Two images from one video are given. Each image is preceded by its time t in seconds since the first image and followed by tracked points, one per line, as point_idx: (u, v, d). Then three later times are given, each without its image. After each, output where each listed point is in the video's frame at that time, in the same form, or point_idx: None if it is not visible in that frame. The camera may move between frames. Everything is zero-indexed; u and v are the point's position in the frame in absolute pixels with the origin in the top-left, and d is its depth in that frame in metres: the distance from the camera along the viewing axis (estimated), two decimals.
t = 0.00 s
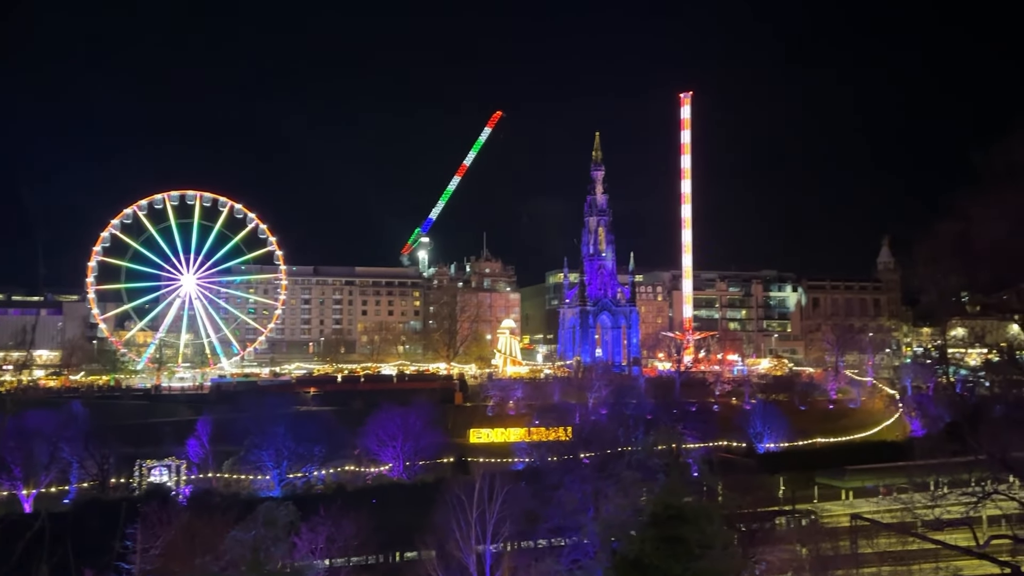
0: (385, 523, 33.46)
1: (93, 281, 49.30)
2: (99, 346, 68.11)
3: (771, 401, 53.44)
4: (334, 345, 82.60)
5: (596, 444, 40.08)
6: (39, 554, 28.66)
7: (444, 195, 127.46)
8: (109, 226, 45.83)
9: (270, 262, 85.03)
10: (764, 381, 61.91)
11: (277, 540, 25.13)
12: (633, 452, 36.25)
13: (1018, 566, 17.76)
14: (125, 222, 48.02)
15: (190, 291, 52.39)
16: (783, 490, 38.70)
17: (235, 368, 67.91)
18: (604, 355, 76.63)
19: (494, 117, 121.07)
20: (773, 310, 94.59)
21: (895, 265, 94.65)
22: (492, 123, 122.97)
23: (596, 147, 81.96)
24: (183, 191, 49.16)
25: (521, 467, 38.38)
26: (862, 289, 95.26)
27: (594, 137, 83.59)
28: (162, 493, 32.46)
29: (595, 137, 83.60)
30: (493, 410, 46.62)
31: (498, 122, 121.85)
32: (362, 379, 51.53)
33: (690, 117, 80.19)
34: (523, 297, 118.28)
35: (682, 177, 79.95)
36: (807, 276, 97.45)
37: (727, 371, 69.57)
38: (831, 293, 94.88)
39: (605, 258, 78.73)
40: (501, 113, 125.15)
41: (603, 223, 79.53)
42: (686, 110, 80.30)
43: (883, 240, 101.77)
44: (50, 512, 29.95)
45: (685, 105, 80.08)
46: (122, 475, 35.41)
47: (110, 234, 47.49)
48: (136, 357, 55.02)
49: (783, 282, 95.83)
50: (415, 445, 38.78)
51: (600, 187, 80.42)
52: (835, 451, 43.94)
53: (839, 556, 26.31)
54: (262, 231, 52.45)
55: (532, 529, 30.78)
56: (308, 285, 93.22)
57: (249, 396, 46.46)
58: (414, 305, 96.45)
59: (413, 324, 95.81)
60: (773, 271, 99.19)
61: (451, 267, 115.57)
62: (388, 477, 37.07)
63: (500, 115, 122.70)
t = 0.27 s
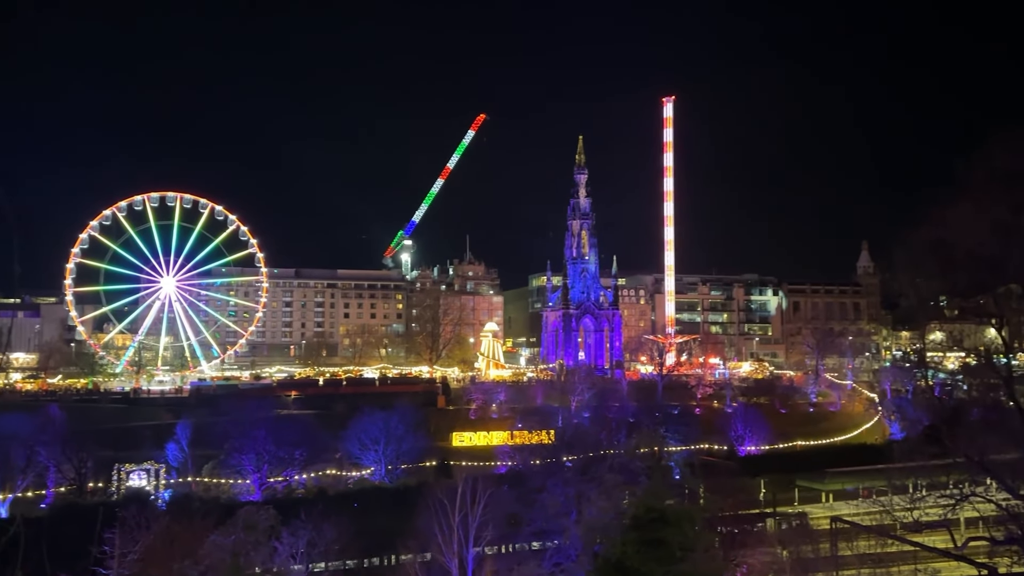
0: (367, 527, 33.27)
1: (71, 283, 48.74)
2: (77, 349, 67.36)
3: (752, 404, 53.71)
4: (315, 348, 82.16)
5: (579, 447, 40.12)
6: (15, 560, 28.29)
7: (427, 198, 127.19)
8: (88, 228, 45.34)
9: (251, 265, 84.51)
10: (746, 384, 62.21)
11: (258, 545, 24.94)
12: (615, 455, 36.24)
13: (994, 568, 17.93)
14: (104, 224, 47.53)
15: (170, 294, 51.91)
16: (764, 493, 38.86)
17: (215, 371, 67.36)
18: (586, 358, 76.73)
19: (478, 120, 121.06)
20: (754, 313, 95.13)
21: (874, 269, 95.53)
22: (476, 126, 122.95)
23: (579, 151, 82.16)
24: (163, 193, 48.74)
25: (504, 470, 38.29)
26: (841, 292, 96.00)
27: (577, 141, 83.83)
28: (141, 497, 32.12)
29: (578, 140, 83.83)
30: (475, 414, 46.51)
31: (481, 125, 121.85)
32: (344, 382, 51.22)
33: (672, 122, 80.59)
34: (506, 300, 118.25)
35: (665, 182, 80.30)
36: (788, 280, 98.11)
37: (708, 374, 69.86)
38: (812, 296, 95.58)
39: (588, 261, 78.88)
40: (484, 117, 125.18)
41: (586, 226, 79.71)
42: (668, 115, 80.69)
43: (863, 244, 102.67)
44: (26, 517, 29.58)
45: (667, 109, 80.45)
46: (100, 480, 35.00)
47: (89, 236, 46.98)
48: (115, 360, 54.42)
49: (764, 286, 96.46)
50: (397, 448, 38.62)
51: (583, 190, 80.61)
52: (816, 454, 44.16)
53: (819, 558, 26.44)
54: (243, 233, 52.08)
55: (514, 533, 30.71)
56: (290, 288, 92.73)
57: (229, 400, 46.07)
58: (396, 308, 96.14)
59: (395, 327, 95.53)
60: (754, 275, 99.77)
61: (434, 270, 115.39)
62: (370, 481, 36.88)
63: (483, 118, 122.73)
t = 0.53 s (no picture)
0: (350, 529, 33.12)
1: (50, 285, 48.19)
2: (57, 351, 66.66)
3: (736, 405, 53.95)
4: (298, 350, 81.73)
5: (564, 448, 40.12)
6: None
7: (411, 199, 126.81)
8: (67, 229, 44.87)
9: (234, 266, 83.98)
10: (728, 385, 62.48)
11: (240, 548, 24.79)
12: (599, 456, 36.27)
13: (974, 567, 18.07)
14: (84, 225, 47.05)
15: (151, 295, 51.43)
16: (747, 493, 39.03)
17: (197, 374, 66.84)
18: (571, 359, 76.82)
19: (462, 121, 120.89)
20: (737, 314, 95.62)
21: (856, 270, 96.27)
22: (460, 127, 122.74)
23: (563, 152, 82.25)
24: (144, 194, 48.29)
25: (489, 471, 38.25)
26: (823, 293, 96.69)
27: (561, 142, 83.94)
28: (121, 501, 31.83)
29: (562, 142, 83.94)
30: (460, 415, 46.37)
31: (466, 126, 121.77)
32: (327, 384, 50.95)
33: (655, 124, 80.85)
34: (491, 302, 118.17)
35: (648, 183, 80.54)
36: (770, 281, 98.69)
37: (692, 375, 70.10)
38: (794, 298, 96.16)
39: (572, 262, 79.02)
40: (468, 118, 125.07)
41: (570, 227, 79.81)
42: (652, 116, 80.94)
43: (844, 246, 103.47)
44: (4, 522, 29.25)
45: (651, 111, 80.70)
46: (80, 483, 34.65)
47: (69, 237, 46.49)
48: (95, 362, 53.88)
49: (747, 287, 96.97)
50: (381, 450, 38.46)
51: (567, 192, 80.70)
52: (799, 454, 44.41)
53: (801, 558, 26.60)
54: (225, 234, 51.68)
55: (499, 535, 30.67)
56: (273, 289, 92.25)
57: (211, 402, 45.70)
58: (380, 309, 95.82)
59: (379, 328, 95.19)
60: (737, 277, 100.30)
61: (418, 271, 115.17)
62: (354, 483, 36.71)
63: (467, 119, 122.56)
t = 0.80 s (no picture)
0: (335, 531, 33.02)
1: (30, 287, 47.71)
2: (37, 354, 65.99)
3: (719, 405, 54.25)
4: (282, 352, 81.32)
5: (548, 449, 40.20)
6: None
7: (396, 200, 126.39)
8: (48, 231, 44.46)
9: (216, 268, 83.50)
10: (712, 385, 62.82)
11: (223, 551, 24.66)
12: (584, 457, 36.36)
13: (954, 565, 18.26)
14: (65, 226, 46.65)
15: (133, 297, 51.01)
16: (730, 492, 39.25)
17: (179, 376, 66.37)
18: (555, 360, 76.98)
19: (446, 122, 120.77)
20: (720, 315, 96.09)
21: (837, 271, 97.04)
22: (444, 128, 122.57)
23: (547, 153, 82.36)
24: (125, 195, 47.93)
25: (473, 473, 38.26)
26: (806, 294, 97.34)
27: (545, 143, 84.06)
28: (103, 504, 31.56)
29: (546, 143, 84.06)
30: (444, 416, 46.30)
31: (450, 127, 121.70)
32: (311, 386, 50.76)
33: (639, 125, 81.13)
34: (475, 302, 118.11)
35: (632, 184, 80.82)
36: (753, 282, 99.26)
37: (676, 376, 70.43)
38: (776, 298, 96.76)
39: (557, 263, 79.19)
40: (452, 119, 124.86)
41: (555, 228, 79.94)
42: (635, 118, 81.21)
43: (826, 246, 104.26)
44: None
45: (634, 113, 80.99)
46: (61, 487, 34.32)
47: (49, 238, 46.06)
48: (76, 364, 53.39)
49: (730, 287, 97.53)
50: (365, 452, 38.35)
51: (552, 193, 80.84)
52: (781, 453, 44.71)
53: (784, 557, 26.79)
54: (207, 235, 51.36)
55: (484, 536, 30.66)
56: (256, 290, 91.80)
57: (193, 404, 45.40)
58: (365, 310, 95.54)
59: (363, 330, 94.91)
60: (720, 278, 100.78)
61: (402, 273, 114.99)
62: (338, 485, 36.69)
63: (451, 120, 122.43)
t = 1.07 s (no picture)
0: (318, 533, 32.87)
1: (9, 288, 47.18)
2: (16, 356, 65.29)
3: (703, 404, 54.44)
4: (265, 354, 80.84)
5: (533, 449, 40.21)
6: None
7: (380, 201, 125.96)
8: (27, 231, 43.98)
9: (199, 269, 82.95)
10: (696, 385, 63.11)
11: (207, 555, 24.47)
12: (568, 457, 36.41)
13: (935, 562, 18.43)
14: (45, 227, 46.16)
15: (114, 298, 50.54)
16: (714, 491, 39.42)
17: (161, 378, 65.82)
18: (540, 360, 77.05)
19: (430, 122, 120.52)
20: (703, 315, 96.50)
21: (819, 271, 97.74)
22: (428, 128, 122.31)
23: (531, 154, 82.40)
24: (106, 195, 47.51)
25: (458, 473, 38.22)
26: (788, 294, 97.96)
27: (530, 144, 84.09)
28: (83, 508, 31.26)
29: (530, 144, 84.10)
30: (429, 417, 46.17)
31: (434, 128, 121.42)
32: (295, 387, 50.52)
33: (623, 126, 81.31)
34: (460, 303, 117.99)
35: (616, 185, 81.02)
36: (736, 282, 99.78)
37: (660, 375, 70.71)
38: (759, 298, 97.33)
39: (541, 264, 79.27)
40: (437, 119, 124.58)
41: (539, 229, 80.04)
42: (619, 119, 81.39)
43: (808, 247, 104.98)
44: None
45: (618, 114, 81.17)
46: (41, 490, 33.95)
47: (29, 239, 45.56)
48: (56, 366, 52.85)
49: (713, 288, 97.95)
50: (349, 453, 38.18)
51: (536, 193, 80.91)
52: (764, 452, 44.97)
53: (767, 555, 26.97)
54: (189, 235, 50.98)
55: (469, 537, 30.59)
56: (239, 291, 91.28)
57: (175, 406, 45.01)
58: (349, 311, 95.21)
59: (347, 331, 94.54)
60: (704, 278, 101.24)
61: (386, 273, 114.66)
62: (322, 487, 36.60)
63: (435, 121, 122.16)
